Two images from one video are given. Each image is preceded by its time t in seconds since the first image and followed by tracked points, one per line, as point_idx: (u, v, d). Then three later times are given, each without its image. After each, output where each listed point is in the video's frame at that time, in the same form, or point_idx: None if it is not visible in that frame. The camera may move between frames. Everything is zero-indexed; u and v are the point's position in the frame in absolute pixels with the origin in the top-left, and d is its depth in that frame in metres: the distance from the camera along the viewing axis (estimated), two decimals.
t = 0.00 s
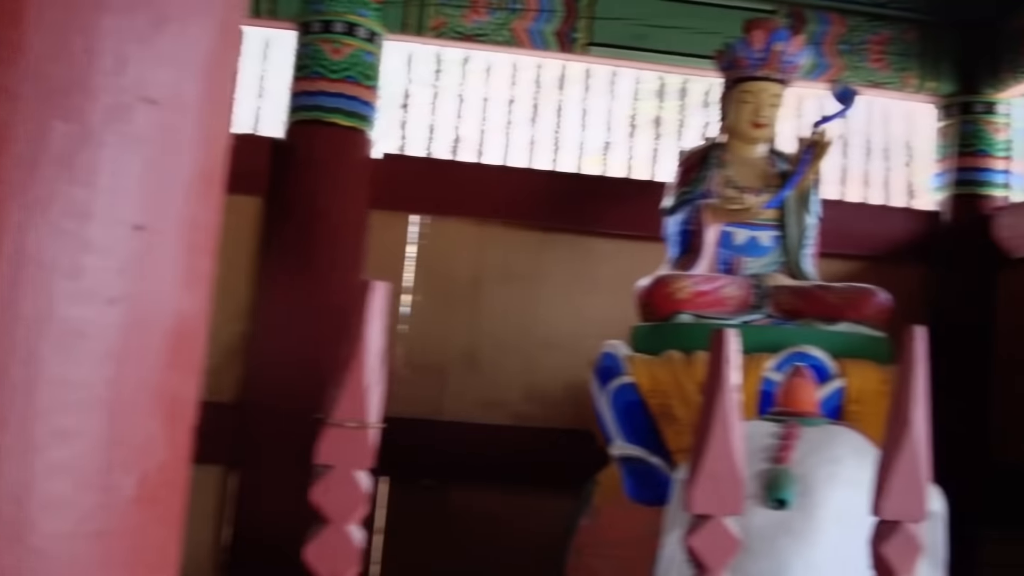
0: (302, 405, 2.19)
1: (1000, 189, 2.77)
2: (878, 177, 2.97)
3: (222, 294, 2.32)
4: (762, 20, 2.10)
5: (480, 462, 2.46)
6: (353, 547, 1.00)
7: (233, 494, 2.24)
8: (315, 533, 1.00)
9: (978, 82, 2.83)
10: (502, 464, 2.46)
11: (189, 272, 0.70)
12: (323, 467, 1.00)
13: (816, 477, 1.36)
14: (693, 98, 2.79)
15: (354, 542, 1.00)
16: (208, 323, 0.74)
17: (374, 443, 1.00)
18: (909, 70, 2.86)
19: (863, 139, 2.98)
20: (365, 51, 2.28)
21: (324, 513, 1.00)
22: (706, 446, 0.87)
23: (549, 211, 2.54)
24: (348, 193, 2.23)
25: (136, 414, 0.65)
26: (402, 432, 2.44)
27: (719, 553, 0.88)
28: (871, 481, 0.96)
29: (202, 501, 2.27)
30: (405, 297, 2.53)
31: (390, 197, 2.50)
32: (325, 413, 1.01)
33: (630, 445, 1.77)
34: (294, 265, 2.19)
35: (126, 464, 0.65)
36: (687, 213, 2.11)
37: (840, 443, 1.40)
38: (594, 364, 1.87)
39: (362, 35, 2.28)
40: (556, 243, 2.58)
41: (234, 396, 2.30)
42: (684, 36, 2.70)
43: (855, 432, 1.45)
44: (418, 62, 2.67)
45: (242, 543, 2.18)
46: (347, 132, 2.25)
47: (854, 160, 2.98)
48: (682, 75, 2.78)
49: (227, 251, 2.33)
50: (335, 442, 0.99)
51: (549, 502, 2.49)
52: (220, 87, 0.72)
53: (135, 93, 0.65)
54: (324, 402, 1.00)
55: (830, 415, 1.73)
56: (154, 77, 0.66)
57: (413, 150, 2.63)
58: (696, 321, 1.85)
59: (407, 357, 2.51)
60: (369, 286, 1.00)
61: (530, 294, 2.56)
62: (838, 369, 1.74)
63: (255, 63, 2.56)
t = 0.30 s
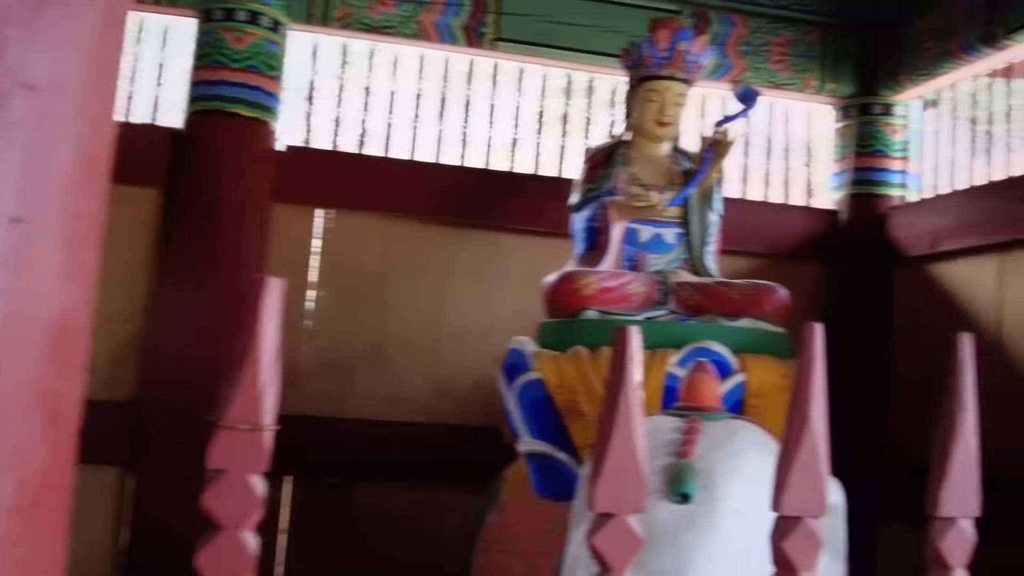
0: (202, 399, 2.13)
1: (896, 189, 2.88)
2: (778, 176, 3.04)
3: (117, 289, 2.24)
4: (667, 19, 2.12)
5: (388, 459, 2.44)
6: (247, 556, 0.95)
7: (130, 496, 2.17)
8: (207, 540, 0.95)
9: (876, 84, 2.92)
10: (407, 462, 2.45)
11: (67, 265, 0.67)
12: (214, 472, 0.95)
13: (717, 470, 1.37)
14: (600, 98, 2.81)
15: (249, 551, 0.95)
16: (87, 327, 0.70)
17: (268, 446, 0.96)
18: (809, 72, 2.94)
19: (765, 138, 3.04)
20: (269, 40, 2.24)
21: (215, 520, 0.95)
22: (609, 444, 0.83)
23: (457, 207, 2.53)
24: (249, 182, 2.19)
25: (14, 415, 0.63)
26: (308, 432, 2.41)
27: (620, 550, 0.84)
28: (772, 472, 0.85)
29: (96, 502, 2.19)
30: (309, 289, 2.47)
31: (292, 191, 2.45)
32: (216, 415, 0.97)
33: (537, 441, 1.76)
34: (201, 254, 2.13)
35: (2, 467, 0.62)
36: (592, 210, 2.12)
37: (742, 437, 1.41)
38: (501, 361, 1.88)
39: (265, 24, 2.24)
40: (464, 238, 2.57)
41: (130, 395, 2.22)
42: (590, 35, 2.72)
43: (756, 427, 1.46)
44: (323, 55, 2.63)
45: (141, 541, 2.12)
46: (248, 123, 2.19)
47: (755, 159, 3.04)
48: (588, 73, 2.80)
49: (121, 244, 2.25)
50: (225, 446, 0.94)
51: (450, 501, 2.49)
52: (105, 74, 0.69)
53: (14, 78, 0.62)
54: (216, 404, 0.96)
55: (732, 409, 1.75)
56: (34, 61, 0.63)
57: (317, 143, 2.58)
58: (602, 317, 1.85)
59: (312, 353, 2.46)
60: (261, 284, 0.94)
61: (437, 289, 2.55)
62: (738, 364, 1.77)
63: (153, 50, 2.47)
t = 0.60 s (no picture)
0: (125, 392, 2.09)
1: (814, 188, 2.95)
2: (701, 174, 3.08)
3: (30, 284, 2.15)
4: (592, 18, 2.13)
5: (309, 458, 2.42)
6: (174, 571, 0.92)
7: (45, 497, 2.09)
8: (132, 556, 0.91)
9: (797, 84, 2.99)
10: (328, 460, 2.44)
11: None
12: (139, 485, 0.92)
13: (644, 468, 1.38)
14: (526, 93, 2.82)
15: (178, 567, 0.92)
16: (4, 319, 0.79)
17: (194, 458, 0.93)
18: (732, 72, 2.98)
19: (687, 136, 3.07)
20: (187, 29, 2.20)
21: (139, 535, 0.91)
22: (543, 451, 0.83)
23: (379, 203, 2.50)
24: (162, 176, 2.13)
25: None
26: (228, 430, 2.38)
27: (558, 556, 0.84)
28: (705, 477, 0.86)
29: (9, 506, 2.11)
30: (229, 283, 2.44)
31: (211, 185, 2.40)
32: (140, 427, 0.93)
33: (464, 440, 1.77)
34: (119, 246, 2.09)
35: None
36: (519, 207, 2.11)
37: (667, 435, 1.43)
38: (428, 359, 1.87)
39: (184, 13, 2.19)
40: (383, 234, 2.54)
41: (42, 394, 2.14)
42: (515, 29, 2.71)
43: (681, 425, 1.48)
44: (244, 41, 2.58)
45: (56, 540, 2.06)
46: (165, 113, 2.15)
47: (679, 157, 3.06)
48: (514, 68, 2.80)
49: (35, 239, 2.16)
50: (150, 458, 0.91)
51: (368, 500, 2.48)
52: (21, 79, 0.79)
53: None
54: (138, 415, 0.92)
55: (658, 406, 1.77)
56: None
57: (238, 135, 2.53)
58: (528, 316, 1.85)
59: (233, 351, 2.43)
60: (186, 289, 0.92)
61: (361, 285, 2.52)
62: (663, 363, 1.79)
63: (66, 36, 2.38)
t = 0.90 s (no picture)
0: (55, 385, 2.07)
1: (747, 186, 2.99)
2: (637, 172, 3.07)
3: None
4: (531, 12, 2.12)
5: (242, 453, 2.41)
6: None
7: None
8: (61, 564, 0.88)
9: (731, 83, 3.03)
10: (260, 456, 2.43)
11: None
12: (67, 492, 0.89)
13: (581, 465, 1.38)
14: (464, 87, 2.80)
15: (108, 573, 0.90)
16: None
17: (124, 464, 0.91)
18: (668, 71, 3.01)
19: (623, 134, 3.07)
20: (118, 16, 2.16)
21: (68, 543, 0.89)
22: (484, 451, 0.82)
23: (314, 196, 2.50)
24: (95, 170, 2.10)
25: None
26: (159, 426, 2.35)
27: (497, 560, 0.84)
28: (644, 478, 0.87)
29: None
30: (160, 277, 2.40)
31: (142, 176, 2.37)
32: (68, 431, 0.91)
33: (402, 437, 1.76)
34: (50, 237, 2.05)
35: None
36: (456, 202, 2.10)
37: (604, 432, 1.43)
38: (365, 355, 1.86)
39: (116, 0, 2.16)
40: (320, 228, 2.54)
41: None
42: (454, 23, 2.69)
43: (618, 422, 1.49)
44: (176, 29, 2.52)
45: None
46: (96, 101, 2.11)
47: (615, 154, 3.05)
48: (452, 61, 2.79)
49: None
50: (78, 463, 0.88)
51: (306, 498, 2.49)
52: None
53: None
54: (66, 419, 0.90)
55: (593, 402, 1.78)
56: None
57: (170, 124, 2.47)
58: (466, 312, 1.85)
59: (163, 345, 2.39)
60: (114, 288, 0.90)
61: (297, 279, 2.51)
62: (599, 359, 1.80)
63: None
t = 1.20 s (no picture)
0: None
1: (693, 179, 3.02)
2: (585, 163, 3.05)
3: None
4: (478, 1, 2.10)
5: (184, 445, 2.37)
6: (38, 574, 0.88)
7: None
8: None
9: (678, 76, 3.05)
10: (202, 447, 2.39)
11: None
12: None
13: (529, 455, 1.37)
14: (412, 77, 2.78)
15: (42, 569, 0.88)
16: None
17: (59, 457, 0.88)
18: (616, 63, 3.02)
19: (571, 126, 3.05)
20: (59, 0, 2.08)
21: (2, 539, 0.86)
22: (430, 443, 0.82)
23: (258, 184, 2.47)
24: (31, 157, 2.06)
25: None
26: (99, 417, 2.31)
27: (443, 553, 0.83)
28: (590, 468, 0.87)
29: None
30: (100, 265, 2.35)
31: (82, 162, 2.32)
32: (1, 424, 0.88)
33: (347, 429, 1.74)
34: None
35: None
36: (403, 190, 2.08)
37: (551, 423, 1.43)
38: (310, 345, 1.84)
39: None
40: (264, 216, 2.50)
41: None
42: (402, 11, 2.67)
43: (566, 413, 1.49)
44: (118, 11, 2.46)
45: None
46: (35, 86, 2.06)
47: (563, 144, 3.03)
48: (399, 49, 2.78)
49: None
50: (11, 457, 0.86)
51: (251, 489, 2.47)
52: None
53: None
54: None
55: (541, 393, 1.78)
56: None
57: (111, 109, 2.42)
58: (413, 302, 1.84)
59: (103, 334, 2.35)
60: (49, 275, 0.87)
61: (241, 267, 2.48)
62: (547, 350, 1.80)
63: None
